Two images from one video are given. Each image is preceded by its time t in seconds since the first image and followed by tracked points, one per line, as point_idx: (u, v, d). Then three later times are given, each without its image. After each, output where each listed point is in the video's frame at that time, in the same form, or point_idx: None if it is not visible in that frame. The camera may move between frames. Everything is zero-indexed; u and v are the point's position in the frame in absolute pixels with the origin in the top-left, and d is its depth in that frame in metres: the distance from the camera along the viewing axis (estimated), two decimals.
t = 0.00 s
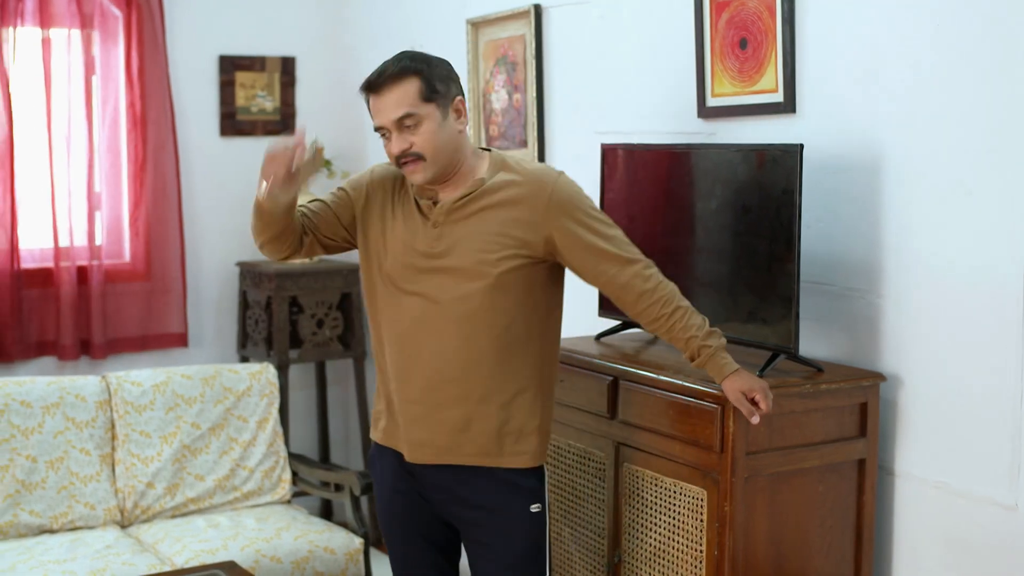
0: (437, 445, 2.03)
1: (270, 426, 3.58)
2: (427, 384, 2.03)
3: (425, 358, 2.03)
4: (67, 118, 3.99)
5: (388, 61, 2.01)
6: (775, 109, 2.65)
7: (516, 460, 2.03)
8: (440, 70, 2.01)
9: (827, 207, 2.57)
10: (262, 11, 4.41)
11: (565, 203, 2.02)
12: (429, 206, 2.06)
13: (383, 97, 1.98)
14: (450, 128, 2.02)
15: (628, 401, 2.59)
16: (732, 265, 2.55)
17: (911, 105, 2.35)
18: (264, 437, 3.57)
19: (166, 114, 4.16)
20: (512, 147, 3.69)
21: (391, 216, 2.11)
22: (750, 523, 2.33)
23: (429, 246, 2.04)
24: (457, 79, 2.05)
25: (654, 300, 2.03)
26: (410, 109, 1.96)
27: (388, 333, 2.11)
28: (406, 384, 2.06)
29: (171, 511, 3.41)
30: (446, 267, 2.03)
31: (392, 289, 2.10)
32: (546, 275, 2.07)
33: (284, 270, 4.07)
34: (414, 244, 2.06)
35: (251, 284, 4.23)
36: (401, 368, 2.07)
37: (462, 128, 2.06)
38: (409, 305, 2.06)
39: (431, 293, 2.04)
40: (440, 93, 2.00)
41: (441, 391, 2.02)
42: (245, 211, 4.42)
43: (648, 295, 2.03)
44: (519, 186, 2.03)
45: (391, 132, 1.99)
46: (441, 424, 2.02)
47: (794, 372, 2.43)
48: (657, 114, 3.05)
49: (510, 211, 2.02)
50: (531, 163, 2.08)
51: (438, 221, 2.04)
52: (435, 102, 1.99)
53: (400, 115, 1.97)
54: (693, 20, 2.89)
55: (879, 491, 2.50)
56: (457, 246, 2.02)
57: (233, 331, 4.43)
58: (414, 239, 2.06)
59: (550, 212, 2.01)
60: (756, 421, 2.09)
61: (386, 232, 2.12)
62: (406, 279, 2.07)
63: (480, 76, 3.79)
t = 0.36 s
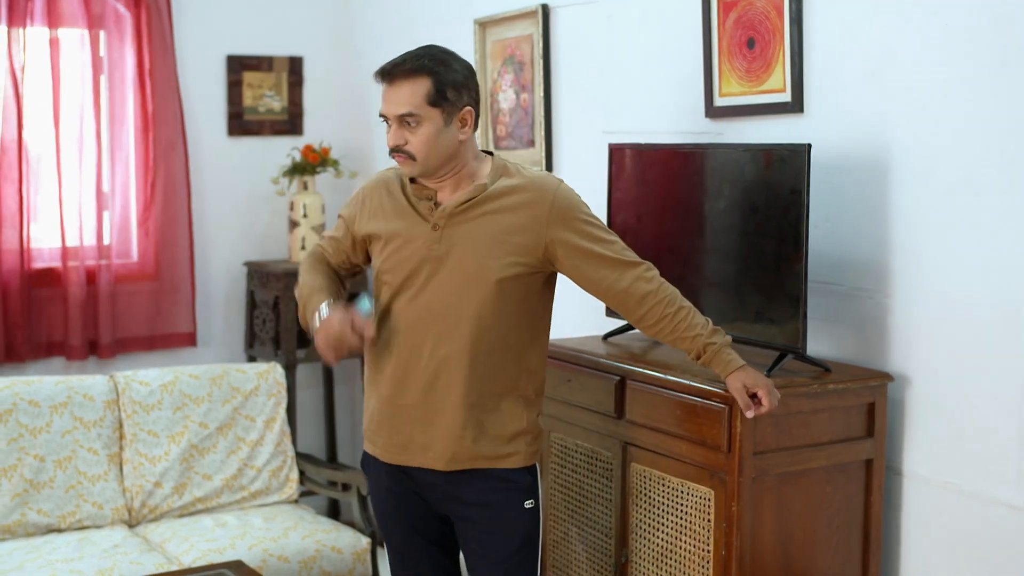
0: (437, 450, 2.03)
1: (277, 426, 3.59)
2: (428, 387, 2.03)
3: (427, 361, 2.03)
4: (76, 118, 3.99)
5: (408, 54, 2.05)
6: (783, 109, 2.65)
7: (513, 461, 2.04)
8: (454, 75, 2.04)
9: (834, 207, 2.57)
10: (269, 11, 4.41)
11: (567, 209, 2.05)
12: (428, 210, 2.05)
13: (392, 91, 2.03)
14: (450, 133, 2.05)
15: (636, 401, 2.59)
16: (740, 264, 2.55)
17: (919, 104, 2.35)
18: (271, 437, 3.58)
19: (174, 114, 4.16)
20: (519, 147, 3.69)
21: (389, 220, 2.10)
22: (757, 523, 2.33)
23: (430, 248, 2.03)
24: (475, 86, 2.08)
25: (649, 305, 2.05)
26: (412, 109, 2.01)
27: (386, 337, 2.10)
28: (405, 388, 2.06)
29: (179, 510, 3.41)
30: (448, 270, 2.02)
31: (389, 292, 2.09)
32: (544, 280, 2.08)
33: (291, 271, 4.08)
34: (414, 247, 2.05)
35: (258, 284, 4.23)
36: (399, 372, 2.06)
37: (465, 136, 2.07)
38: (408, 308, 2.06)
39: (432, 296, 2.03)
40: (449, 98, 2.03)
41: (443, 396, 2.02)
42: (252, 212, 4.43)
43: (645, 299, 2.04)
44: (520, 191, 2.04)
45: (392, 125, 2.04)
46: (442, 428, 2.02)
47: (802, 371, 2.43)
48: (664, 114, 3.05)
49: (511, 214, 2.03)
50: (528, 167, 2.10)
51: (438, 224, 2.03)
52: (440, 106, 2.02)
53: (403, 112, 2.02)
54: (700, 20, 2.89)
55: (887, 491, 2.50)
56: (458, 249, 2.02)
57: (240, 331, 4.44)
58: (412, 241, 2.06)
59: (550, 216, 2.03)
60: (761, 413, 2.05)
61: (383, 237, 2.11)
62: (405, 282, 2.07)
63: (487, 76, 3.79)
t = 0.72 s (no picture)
0: (494, 459, 1.98)
1: (279, 426, 3.59)
2: (483, 395, 1.98)
3: (485, 369, 1.98)
4: (78, 117, 3.99)
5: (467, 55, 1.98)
6: (784, 109, 2.65)
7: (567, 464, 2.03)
8: (517, 79, 1.99)
9: (836, 206, 2.57)
10: (271, 11, 4.41)
11: (611, 209, 2.07)
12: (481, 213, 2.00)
13: (456, 95, 1.96)
14: (511, 140, 1.99)
15: (637, 401, 2.59)
16: (741, 264, 2.55)
17: (921, 104, 2.35)
18: (273, 437, 3.57)
19: (176, 113, 4.16)
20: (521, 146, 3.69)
21: (435, 227, 2.04)
22: (759, 523, 2.33)
23: (486, 252, 1.99)
24: (531, 91, 2.03)
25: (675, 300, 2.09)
26: (480, 113, 1.95)
27: (429, 347, 2.04)
28: (457, 396, 2.00)
29: (180, 510, 3.42)
30: (506, 273, 1.99)
31: (435, 300, 2.03)
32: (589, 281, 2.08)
33: (293, 270, 4.08)
34: (467, 252, 2.00)
35: (260, 284, 4.23)
36: (451, 380, 2.00)
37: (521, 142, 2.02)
38: (460, 315, 2.00)
39: (489, 300, 1.99)
40: (513, 104, 1.98)
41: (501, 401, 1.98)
42: (255, 211, 4.43)
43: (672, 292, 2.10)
44: (566, 190, 2.05)
45: (451, 128, 1.97)
46: (500, 435, 1.97)
47: (804, 371, 2.43)
48: (666, 114, 3.05)
49: (561, 214, 2.03)
50: (565, 167, 2.10)
51: (493, 227, 1.99)
52: (505, 112, 1.97)
53: (469, 116, 1.95)
54: (702, 20, 2.88)
55: (888, 491, 2.49)
56: (515, 251, 1.99)
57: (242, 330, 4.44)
58: (464, 246, 2.01)
59: (600, 213, 2.06)
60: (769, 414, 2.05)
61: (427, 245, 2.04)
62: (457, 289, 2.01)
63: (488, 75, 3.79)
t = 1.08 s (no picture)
0: (570, 461, 1.93)
1: (269, 425, 3.58)
2: (563, 396, 1.92)
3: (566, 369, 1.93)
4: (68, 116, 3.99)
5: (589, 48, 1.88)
6: (774, 107, 2.65)
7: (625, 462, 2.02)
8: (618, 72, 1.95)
9: (826, 204, 2.57)
10: (261, 9, 4.41)
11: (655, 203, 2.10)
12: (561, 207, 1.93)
13: (599, 90, 1.87)
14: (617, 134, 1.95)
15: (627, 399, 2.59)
16: (731, 263, 2.55)
17: (911, 102, 2.35)
18: (263, 436, 3.57)
19: (165, 112, 4.16)
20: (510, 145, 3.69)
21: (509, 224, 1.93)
22: (748, 521, 2.33)
23: (567, 249, 1.93)
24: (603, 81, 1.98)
25: (688, 299, 2.17)
26: (620, 111, 1.89)
27: (497, 351, 1.94)
28: (532, 401, 1.93)
29: (169, 509, 3.41)
30: (585, 271, 1.94)
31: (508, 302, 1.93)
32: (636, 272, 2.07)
33: (283, 269, 4.08)
34: (548, 248, 1.93)
35: (250, 283, 4.22)
36: (530, 382, 1.92)
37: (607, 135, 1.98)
38: (542, 318, 1.92)
39: (568, 299, 1.93)
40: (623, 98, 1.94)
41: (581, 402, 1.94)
42: (244, 210, 4.42)
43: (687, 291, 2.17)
44: (622, 181, 2.04)
45: (600, 124, 1.87)
46: (579, 436, 1.94)
47: (793, 369, 2.43)
48: (656, 112, 3.05)
49: (623, 207, 2.02)
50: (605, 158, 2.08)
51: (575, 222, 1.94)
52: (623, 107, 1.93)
53: (615, 113, 1.88)
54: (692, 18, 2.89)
55: (878, 489, 2.50)
56: (594, 247, 1.95)
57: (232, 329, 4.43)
58: (543, 244, 1.93)
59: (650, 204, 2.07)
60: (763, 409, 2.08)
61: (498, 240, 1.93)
62: (537, 289, 1.93)
63: (479, 74, 3.79)
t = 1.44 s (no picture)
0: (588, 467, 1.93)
1: (243, 426, 3.57)
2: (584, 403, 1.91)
3: (585, 376, 1.91)
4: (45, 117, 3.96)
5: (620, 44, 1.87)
6: (748, 107, 2.66)
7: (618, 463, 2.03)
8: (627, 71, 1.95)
9: (800, 205, 2.58)
10: (236, 10, 4.40)
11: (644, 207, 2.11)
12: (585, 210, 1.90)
13: (636, 88, 1.86)
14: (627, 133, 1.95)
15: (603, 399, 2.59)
16: (706, 262, 2.56)
17: (884, 103, 2.37)
18: (238, 437, 3.56)
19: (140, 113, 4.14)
20: (485, 146, 3.69)
21: (535, 225, 1.87)
22: (722, 521, 2.33)
23: (590, 253, 1.90)
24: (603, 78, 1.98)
25: (654, 303, 2.22)
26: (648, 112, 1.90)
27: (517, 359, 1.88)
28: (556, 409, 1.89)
29: (144, 511, 3.40)
30: (604, 275, 1.92)
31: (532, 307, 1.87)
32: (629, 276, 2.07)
33: (258, 270, 4.06)
34: (573, 251, 1.89)
35: (225, 284, 4.21)
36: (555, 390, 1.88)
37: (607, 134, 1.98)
38: (569, 326, 1.89)
39: (590, 304, 1.91)
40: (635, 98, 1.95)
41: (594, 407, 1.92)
42: (219, 211, 4.41)
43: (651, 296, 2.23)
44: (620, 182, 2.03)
45: (635, 122, 1.87)
46: (593, 442, 1.93)
47: (767, 369, 2.44)
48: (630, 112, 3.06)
49: (625, 208, 2.01)
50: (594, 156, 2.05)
51: (597, 225, 1.91)
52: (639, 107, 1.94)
53: (646, 113, 1.89)
54: (667, 19, 2.89)
55: (851, 488, 2.51)
56: (611, 250, 1.93)
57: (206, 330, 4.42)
58: (570, 248, 1.88)
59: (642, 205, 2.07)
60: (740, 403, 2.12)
61: (524, 242, 1.87)
62: (563, 294, 1.88)
63: (454, 75, 3.79)
